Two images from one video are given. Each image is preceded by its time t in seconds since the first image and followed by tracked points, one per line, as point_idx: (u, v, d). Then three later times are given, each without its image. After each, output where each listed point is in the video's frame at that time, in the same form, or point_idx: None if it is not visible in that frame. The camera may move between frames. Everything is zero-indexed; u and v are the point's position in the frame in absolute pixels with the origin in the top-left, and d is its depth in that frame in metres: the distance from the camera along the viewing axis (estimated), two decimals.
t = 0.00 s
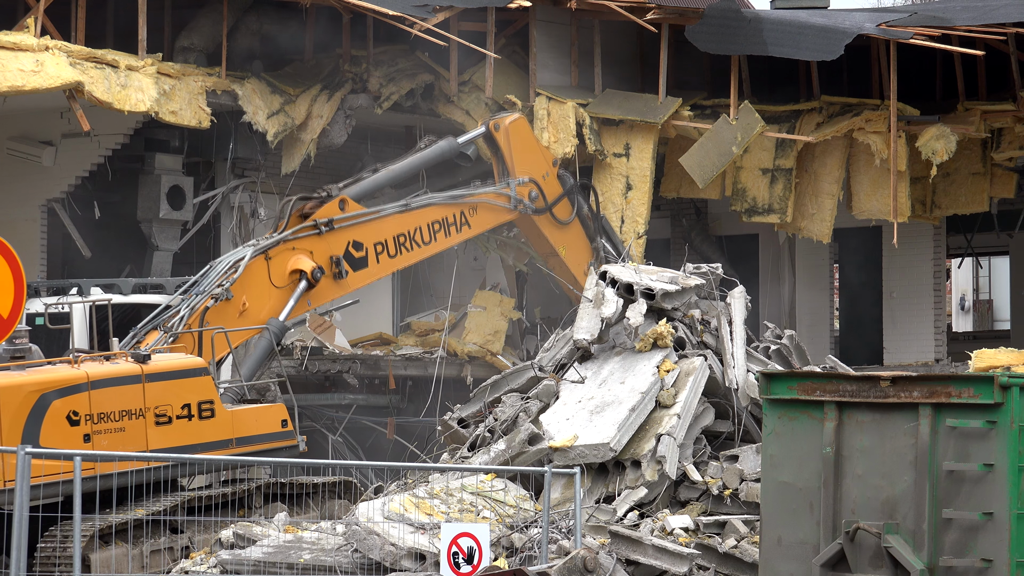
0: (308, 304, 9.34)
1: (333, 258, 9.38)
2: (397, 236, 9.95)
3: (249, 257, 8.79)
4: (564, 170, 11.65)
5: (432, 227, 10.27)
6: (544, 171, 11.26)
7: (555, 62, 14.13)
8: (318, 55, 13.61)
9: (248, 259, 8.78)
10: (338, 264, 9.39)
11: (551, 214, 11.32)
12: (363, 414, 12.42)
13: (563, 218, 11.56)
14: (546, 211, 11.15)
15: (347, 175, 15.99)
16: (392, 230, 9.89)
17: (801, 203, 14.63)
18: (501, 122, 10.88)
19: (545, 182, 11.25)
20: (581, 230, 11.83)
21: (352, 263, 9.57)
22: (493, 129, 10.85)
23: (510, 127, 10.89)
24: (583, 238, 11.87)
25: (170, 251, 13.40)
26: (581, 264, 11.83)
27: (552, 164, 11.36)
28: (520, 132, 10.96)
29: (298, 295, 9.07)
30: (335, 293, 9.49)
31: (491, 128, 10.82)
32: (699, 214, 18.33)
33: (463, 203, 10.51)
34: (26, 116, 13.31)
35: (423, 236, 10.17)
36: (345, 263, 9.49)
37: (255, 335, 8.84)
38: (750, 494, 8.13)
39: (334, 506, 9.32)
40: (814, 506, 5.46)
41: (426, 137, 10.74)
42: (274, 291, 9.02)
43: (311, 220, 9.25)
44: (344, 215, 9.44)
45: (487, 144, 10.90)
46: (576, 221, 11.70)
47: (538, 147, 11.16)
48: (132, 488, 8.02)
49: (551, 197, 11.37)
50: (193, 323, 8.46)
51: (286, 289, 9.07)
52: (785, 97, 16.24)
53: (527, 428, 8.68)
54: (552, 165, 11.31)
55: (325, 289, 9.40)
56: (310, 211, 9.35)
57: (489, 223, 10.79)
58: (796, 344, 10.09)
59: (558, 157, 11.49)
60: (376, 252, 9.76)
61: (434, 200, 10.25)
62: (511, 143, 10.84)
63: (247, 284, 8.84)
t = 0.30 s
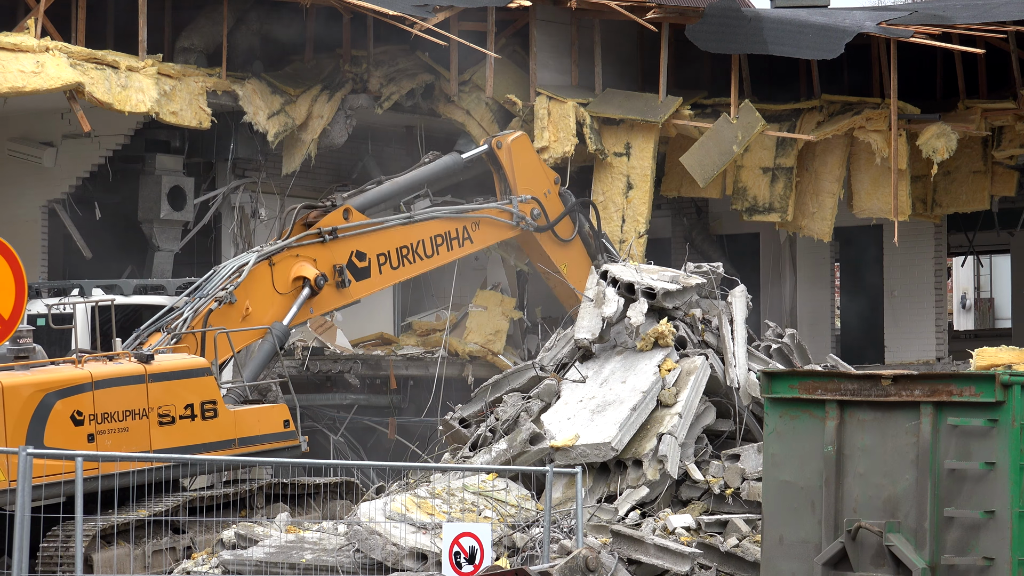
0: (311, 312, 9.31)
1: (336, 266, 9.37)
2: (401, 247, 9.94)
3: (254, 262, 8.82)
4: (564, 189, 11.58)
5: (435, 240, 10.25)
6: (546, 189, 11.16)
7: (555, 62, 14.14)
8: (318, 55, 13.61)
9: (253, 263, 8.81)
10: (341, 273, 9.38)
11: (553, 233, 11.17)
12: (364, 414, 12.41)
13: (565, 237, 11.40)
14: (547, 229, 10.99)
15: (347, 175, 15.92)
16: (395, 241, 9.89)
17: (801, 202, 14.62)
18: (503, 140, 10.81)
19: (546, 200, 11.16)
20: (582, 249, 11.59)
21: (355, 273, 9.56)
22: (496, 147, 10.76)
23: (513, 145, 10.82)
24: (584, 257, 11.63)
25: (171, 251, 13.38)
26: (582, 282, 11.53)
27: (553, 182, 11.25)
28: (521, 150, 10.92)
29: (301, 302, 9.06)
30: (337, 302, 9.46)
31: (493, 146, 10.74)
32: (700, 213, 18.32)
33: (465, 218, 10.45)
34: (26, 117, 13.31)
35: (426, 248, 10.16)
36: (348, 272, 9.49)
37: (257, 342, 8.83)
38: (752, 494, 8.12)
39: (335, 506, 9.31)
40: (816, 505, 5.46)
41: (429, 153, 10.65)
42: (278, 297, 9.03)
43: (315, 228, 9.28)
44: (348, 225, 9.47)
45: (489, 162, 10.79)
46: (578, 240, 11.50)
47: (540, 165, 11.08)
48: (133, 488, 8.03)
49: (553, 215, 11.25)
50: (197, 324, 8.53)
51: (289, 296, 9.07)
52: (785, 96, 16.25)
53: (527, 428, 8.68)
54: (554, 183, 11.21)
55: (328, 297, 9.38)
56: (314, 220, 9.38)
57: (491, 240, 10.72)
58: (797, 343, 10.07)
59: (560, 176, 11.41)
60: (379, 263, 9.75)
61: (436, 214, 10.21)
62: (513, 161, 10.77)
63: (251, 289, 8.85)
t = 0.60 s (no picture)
0: (315, 319, 9.37)
1: (342, 275, 9.44)
2: (406, 259, 10.04)
3: (260, 267, 8.86)
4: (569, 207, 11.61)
5: (441, 253, 10.37)
6: (552, 208, 11.25)
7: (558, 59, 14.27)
8: (320, 53, 13.60)
9: (259, 268, 8.84)
10: (346, 281, 9.45)
11: (559, 251, 11.27)
12: (368, 413, 12.40)
13: (571, 254, 11.46)
14: (554, 248, 11.11)
15: (349, 173, 15.89)
16: (401, 253, 9.98)
17: (804, 200, 14.62)
18: (508, 160, 10.88)
19: (552, 218, 11.23)
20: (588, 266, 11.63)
21: (360, 282, 9.63)
22: (501, 167, 10.87)
23: (519, 164, 10.90)
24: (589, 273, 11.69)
25: (174, 250, 13.36)
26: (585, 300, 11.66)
27: (559, 201, 11.32)
28: (526, 169, 10.97)
29: (306, 308, 9.13)
30: (341, 311, 9.53)
31: (499, 165, 10.84)
32: (703, 211, 18.31)
33: (471, 234, 10.58)
34: (29, 116, 13.32)
35: (431, 261, 10.27)
36: (353, 280, 9.55)
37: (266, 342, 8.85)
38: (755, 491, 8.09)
39: (339, 505, 9.32)
40: (819, 502, 5.45)
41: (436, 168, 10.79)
42: (283, 303, 9.08)
43: (321, 236, 9.34)
44: (354, 234, 9.55)
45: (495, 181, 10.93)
46: (584, 257, 11.56)
47: (546, 183, 11.17)
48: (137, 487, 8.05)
49: (560, 234, 11.33)
50: (201, 324, 8.51)
51: (294, 303, 9.13)
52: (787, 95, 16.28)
53: (531, 426, 8.69)
54: (559, 201, 11.28)
55: (333, 305, 9.44)
56: (320, 228, 9.46)
57: (497, 256, 10.83)
58: (800, 341, 10.07)
59: (566, 194, 11.45)
60: (384, 273, 9.83)
61: (443, 229, 10.34)
62: (519, 181, 10.87)
63: (256, 293, 8.89)
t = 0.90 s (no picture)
0: (321, 328, 9.47)
1: (350, 285, 9.57)
2: (414, 275, 10.13)
3: (268, 273, 8.96)
4: (580, 232, 11.63)
5: (448, 271, 10.43)
6: (560, 233, 11.30)
7: (562, 58, 14.20)
8: (325, 52, 13.61)
9: (267, 273, 8.94)
10: (353, 291, 9.58)
11: (568, 276, 11.27)
12: (372, 411, 12.39)
13: (579, 279, 11.47)
14: (561, 272, 11.14)
15: (353, 171, 15.82)
16: (409, 268, 10.07)
17: (809, 199, 14.61)
18: (517, 184, 10.98)
19: (560, 243, 11.29)
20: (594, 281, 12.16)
21: (367, 294, 9.76)
22: (509, 192, 10.95)
23: (527, 189, 11.01)
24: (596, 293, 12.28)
25: (178, 249, 13.36)
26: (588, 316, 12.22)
27: (568, 225, 11.38)
28: (535, 194, 11.07)
29: (313, 315, 9.22)
30: (348, 321, 9.65)
31: (507, 190, 10.93)
32: (707, 210, 18.33)
33: (480, 253, 10.64)
34: (33, 114, 13.33)
35: (439, 278, 10.34)
36: (361, 292, 9.69)
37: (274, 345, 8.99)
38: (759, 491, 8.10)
39: (342, 504, 9.32)
40: (823, 502, 5.44)
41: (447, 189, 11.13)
42: (290, 309, 9.20)
43: (330, 246, 9.49)
44: (363, 245, 9.70)
45: (504, 206, 11.00)
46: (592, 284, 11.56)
47: (555, 209, 11.25)
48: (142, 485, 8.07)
49: (569, 258, 11.37)
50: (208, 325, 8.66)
51: (300, 310, 9.23)
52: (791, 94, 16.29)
53: (534, 424, 8.71)
54: (568, 226, 11.34)
55: (340, 315, 9.56)
56: (330, 239, 9.63)
57: (505, 276, 10.88)
58: (804, 340, 10.08)
59: (575, 219, 11.51)
60: (391, 287, 9.94)
61: (452, 247, 10.43)
62: (527, 206, 10.98)
63: (263, 299, 9.01)
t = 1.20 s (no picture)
0: (330, 334, 9.59)
1: (360, 294, 9.67)
2: (425, 286, 10.26)
3: (279, 276, 9.07)
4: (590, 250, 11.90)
5: (460, 285, 10.55)
6: (572, 252, 11.53)
7: (569, 57, 14.25)
8: (332, 49, 13.61)
9: (277, 276, 9.04)
10: (364, 300, 9.67)
11: (580, 295, 11.49)
12: (378, 409, 12.37)
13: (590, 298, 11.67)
14: (573, 292, 11.36)
15: (361, 168, 15.90)
16: (420, 279, 10.20)
17: (816, 197, 14.61)
18: (528, 206, 11.21)
19: (572, 262, 11.52)
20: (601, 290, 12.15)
21: (378, 303, 9.86)
22: (520, 214, 11.19)
23: (538, 211, 11.23)
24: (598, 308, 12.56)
25: (185, 246, 13.37)
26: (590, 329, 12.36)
27: (579, 244, 11.61)
28: (546, 215, 11.28)
29: (322, 320, 9.33)
30: (357, 329, 9.75)
31: (518, 212, 11.17)
32: (714, 208, 18.35)
33: (493, 270, 10.78)
34: (40, 111, 13.35)
35: (450, 292, 10.46)
36: (371, 301, 9.77)
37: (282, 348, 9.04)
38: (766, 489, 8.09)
39: (349, 500, 9.36)
40: (829, 500, 5.44)
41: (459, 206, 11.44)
42: (299, 313, 9.28)
43: (342, 253, 9.60)
44: (375, 254, 9.81)
45: (515, 227, 11.23)
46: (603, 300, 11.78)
47: (565, 228, 11.48)
48: (148, 482, 8.09)
49: (581, 277, 11.59)
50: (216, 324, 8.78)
51: (310, 315, 9.32)
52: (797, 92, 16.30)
53: (541, 422, 8.72)
54: (580, 245, 11.58)
55: (349, 322, 9.66)
56: (342, 247, 9.73)
57: (516, 294, 11.03)
58: (810, 338, 10.09)
59: (586, 237, 11.75)
60: (402, 298, 10.05)
61: (465, 262, 10.54)
62: (538, 227, 11.19)
63: (273, 302, 9.09)
